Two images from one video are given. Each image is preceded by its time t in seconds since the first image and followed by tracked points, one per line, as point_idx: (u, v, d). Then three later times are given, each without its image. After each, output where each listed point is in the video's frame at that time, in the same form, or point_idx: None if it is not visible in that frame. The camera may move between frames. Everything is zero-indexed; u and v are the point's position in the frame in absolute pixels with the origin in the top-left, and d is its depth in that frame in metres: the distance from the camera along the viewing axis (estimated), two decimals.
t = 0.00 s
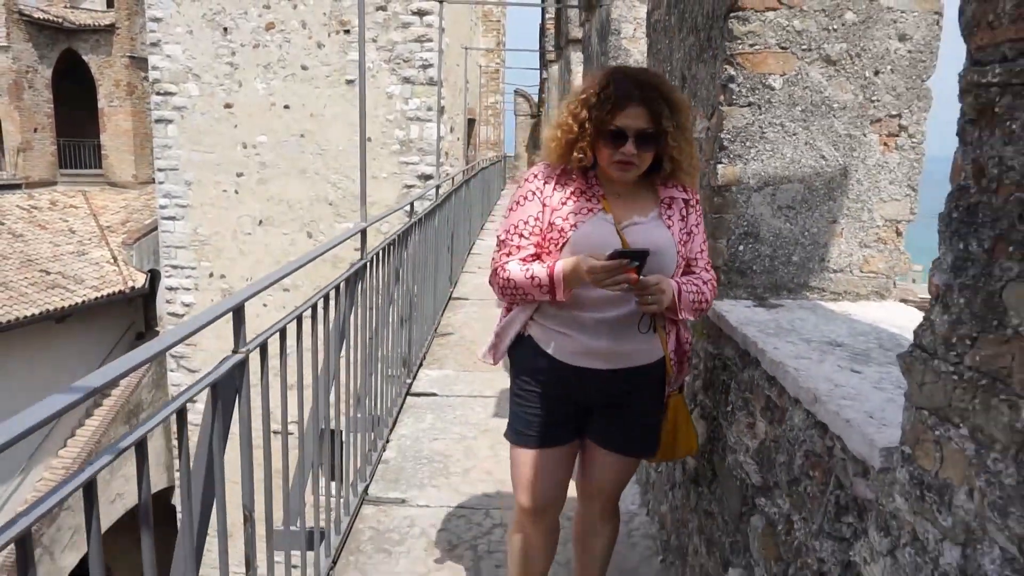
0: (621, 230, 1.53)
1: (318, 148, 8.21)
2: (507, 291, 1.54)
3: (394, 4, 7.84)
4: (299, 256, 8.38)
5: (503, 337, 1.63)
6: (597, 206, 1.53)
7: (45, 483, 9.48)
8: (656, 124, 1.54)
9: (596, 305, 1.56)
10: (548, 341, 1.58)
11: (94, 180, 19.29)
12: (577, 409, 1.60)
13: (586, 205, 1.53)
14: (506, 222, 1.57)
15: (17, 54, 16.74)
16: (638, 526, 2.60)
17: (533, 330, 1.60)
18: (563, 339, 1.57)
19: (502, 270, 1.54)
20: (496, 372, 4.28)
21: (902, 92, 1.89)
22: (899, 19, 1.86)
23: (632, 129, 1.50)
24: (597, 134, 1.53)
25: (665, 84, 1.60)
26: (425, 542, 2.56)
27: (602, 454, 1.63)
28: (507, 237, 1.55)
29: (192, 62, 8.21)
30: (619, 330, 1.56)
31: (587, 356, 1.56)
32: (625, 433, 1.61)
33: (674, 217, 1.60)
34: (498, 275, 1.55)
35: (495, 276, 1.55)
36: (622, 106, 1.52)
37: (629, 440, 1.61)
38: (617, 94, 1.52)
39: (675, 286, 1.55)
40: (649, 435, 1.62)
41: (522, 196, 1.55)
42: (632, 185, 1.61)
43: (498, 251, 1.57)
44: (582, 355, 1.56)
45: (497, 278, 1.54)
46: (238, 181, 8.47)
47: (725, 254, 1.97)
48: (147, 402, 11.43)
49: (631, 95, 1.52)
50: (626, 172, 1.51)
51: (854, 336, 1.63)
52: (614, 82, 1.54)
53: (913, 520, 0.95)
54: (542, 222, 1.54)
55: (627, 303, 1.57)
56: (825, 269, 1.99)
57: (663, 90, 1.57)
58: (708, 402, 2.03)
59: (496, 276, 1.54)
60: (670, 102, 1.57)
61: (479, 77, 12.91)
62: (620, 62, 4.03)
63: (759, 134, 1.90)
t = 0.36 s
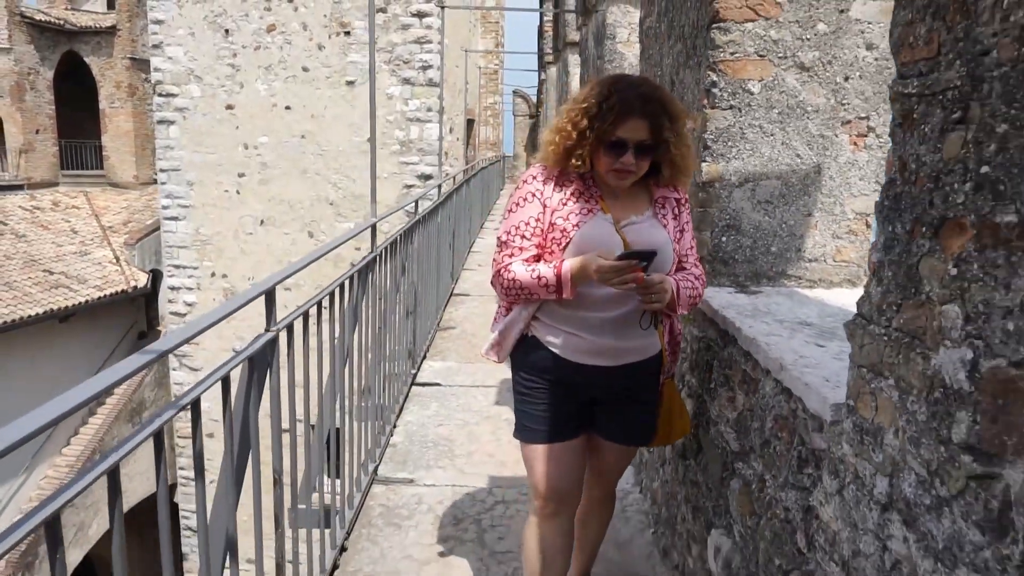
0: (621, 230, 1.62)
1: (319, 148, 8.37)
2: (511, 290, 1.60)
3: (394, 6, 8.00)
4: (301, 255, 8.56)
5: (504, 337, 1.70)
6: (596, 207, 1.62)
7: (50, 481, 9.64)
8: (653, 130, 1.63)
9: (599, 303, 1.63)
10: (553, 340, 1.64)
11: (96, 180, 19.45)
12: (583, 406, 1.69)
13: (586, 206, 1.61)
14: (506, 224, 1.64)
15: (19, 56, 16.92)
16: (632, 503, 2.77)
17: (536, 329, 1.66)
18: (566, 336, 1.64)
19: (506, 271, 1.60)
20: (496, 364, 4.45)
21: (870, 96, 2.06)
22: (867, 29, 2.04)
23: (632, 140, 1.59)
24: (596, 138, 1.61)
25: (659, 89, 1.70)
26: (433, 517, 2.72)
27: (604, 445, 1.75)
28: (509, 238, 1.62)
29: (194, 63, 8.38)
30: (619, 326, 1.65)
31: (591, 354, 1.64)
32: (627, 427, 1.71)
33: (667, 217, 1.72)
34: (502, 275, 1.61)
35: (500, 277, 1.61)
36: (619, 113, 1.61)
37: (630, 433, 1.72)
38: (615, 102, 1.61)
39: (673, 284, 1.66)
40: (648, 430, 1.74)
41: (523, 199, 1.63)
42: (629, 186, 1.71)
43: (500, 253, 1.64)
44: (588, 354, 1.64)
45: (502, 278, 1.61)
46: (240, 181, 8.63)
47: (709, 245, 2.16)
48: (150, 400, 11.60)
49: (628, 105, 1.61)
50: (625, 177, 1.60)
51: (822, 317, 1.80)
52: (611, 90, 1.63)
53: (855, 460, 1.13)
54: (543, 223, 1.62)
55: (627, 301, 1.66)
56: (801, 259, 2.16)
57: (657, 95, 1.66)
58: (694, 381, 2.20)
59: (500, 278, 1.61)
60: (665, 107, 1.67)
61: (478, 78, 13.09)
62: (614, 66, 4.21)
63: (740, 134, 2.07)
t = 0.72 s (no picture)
0: (593, 234, 1.67)
1: (319, 150, 8.53)
2: (483, 296, 1.65)
3: (395, 10, 8.15)
4: (303, 256, 8.73)
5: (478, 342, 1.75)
6: (568, 210, 1.67)
7: (54, 481, 9.78)
8: (621, 129, 1.70)
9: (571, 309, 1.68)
10: (527, 346, 1.69)
11: (99, 182, 19.60)
12: (566, 413, 1.73)
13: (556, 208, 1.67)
14: (478, 229, 1.69)
15: (22, 59, 17.11)
16: (626, 487, 2.93)
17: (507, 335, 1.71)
18: (540, 341, 1.69)
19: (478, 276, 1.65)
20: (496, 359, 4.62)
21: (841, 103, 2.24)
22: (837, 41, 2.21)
23: (594, 127, 1.66)
24: (566, 139, 1.67)
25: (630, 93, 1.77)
26: (436, 499, 2.88)
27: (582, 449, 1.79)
28: (481, 243, 1.67)
29: (196, 67, 8.52)
30: (589, 334, 1.70)
31: (566, 362, 1.69)
32: (609, 431, 1.77)
33: (641, 222, 1.77)
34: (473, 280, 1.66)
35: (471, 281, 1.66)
36: (588, 112, 1.67)
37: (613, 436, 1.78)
38: (585, 103, 1.68)
39: (644, 293, 1.71)
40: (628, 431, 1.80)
41: (495, 205, 1.68)
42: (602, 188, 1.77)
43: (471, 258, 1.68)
44: (562, 360, 1.69)
45: (473, 283, 1.65)
46: (242, 183, 8.79)
47: (693, 242, 2.33)
48: (152, 401, 11.76)
49: (596, 102, 1.68)
50: (592, 174, 1.66)
51: (795, 307, 1.98)
52: (580, 88, 1.70)
53: (809, 426, 1.29)
54: (516, 228, 1.67)
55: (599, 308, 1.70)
56: (780, 255, 2.33)
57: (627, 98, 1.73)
58: (680, 369, 2.36)
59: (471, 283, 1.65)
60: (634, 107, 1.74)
61: (477, 81, 13.26)
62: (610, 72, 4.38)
63: (722, 140, 2.24)
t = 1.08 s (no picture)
0: (560, 237, 1.70)
1: (319, 156, 8.66)
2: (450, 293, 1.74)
3: (393, 17, 8.29)
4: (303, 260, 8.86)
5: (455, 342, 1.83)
6: (536, 214, 1.73)
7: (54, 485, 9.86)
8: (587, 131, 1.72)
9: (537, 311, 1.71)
10: (495, 346, 1.75)
11: (98, 188, 19.71)
12: (537, 413, 1.73)
13: (523, 212, 1.73)
14: (455, 231, 1.80)
15: (22, 66, 17.33)
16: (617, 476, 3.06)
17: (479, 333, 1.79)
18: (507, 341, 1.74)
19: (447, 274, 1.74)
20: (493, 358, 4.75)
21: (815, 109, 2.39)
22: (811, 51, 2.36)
23: (554, 130, 1.70)
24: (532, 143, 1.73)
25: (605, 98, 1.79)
26: (434, 488, 3.01)
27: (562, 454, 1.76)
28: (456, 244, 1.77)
29: (196, 74, 8.67)
30: (555, 338, 1.71)
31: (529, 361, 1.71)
32: (584, 433, 1.72)
33: (617, 228, 1.75)
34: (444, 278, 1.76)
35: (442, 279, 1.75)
36: (551, 116, 1.72)
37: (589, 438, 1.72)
38: (549, 108, 1.72)
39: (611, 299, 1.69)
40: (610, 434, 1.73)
41: (471, 207, 1.78)
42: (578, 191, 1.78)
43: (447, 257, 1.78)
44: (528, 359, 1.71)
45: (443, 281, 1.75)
46: (242, 188, 8.92)
47: (677, 240, 2.47)
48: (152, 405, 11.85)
49: (560, 106, 1.72)
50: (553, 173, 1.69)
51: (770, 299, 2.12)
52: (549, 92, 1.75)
53: (772, 401, 1.43)
54: (488, 230, 1.75)
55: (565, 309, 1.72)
56: (759, 252, 2.47)
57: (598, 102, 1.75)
58: (665, 359, 2.50)
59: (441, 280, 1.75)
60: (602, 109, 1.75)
61: (475, 87, 13.41)
62: (602, 79, 4.53)
63: (703, 143, 2.38)
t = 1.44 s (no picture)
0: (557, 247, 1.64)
1: (320, 159, 8.79)
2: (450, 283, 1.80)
3: (394, 22, 8.45)
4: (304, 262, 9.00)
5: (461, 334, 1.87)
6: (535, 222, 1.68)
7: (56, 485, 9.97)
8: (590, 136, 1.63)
9: (532, 320, 1.67)
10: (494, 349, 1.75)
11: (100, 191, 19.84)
12: (529, 417, 1.72)
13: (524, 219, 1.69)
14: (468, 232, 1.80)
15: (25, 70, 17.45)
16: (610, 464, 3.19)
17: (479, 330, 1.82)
18: (503, 346, 1.73)
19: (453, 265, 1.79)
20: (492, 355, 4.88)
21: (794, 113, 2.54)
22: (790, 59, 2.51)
23: (552, 135, 1.64)
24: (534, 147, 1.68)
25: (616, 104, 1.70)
26: (436, 475, 3.15)
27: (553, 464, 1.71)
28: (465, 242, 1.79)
29: (198, 77, 8.82)
30: (546, 347, 1.66)
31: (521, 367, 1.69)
32: (576, 441, 1.66)
33: (623, 239, 1.65)
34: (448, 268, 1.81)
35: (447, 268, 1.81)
36: (549, 119, 1.65)
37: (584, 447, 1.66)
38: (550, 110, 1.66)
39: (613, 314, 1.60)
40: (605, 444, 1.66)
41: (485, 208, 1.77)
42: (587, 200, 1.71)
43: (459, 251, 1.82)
44: (519, 364, 1.70)
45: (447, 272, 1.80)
46: (244, 191, 9.06)
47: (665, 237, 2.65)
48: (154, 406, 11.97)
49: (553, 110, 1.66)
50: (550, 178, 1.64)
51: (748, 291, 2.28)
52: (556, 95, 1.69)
53: (745, 379, 1.56)
54: (492, 234, 1.73)
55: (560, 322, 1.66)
56: (743, 248, 2.62)
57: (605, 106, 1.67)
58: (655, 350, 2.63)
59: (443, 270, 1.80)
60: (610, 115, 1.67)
61: (475, 91, 13.56)
62: (597, 83, 4.67)
63: (690, 145, 2.53)
